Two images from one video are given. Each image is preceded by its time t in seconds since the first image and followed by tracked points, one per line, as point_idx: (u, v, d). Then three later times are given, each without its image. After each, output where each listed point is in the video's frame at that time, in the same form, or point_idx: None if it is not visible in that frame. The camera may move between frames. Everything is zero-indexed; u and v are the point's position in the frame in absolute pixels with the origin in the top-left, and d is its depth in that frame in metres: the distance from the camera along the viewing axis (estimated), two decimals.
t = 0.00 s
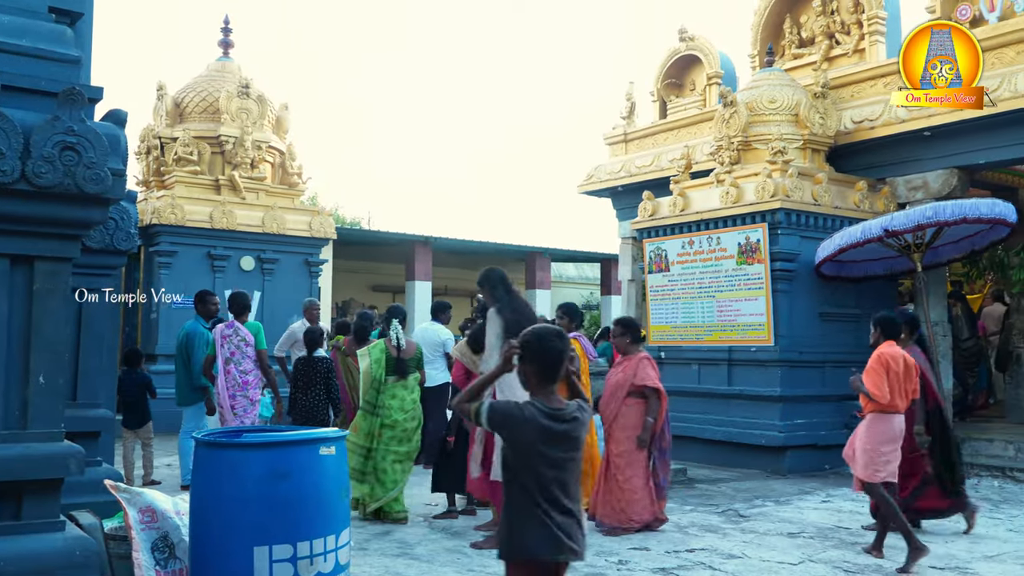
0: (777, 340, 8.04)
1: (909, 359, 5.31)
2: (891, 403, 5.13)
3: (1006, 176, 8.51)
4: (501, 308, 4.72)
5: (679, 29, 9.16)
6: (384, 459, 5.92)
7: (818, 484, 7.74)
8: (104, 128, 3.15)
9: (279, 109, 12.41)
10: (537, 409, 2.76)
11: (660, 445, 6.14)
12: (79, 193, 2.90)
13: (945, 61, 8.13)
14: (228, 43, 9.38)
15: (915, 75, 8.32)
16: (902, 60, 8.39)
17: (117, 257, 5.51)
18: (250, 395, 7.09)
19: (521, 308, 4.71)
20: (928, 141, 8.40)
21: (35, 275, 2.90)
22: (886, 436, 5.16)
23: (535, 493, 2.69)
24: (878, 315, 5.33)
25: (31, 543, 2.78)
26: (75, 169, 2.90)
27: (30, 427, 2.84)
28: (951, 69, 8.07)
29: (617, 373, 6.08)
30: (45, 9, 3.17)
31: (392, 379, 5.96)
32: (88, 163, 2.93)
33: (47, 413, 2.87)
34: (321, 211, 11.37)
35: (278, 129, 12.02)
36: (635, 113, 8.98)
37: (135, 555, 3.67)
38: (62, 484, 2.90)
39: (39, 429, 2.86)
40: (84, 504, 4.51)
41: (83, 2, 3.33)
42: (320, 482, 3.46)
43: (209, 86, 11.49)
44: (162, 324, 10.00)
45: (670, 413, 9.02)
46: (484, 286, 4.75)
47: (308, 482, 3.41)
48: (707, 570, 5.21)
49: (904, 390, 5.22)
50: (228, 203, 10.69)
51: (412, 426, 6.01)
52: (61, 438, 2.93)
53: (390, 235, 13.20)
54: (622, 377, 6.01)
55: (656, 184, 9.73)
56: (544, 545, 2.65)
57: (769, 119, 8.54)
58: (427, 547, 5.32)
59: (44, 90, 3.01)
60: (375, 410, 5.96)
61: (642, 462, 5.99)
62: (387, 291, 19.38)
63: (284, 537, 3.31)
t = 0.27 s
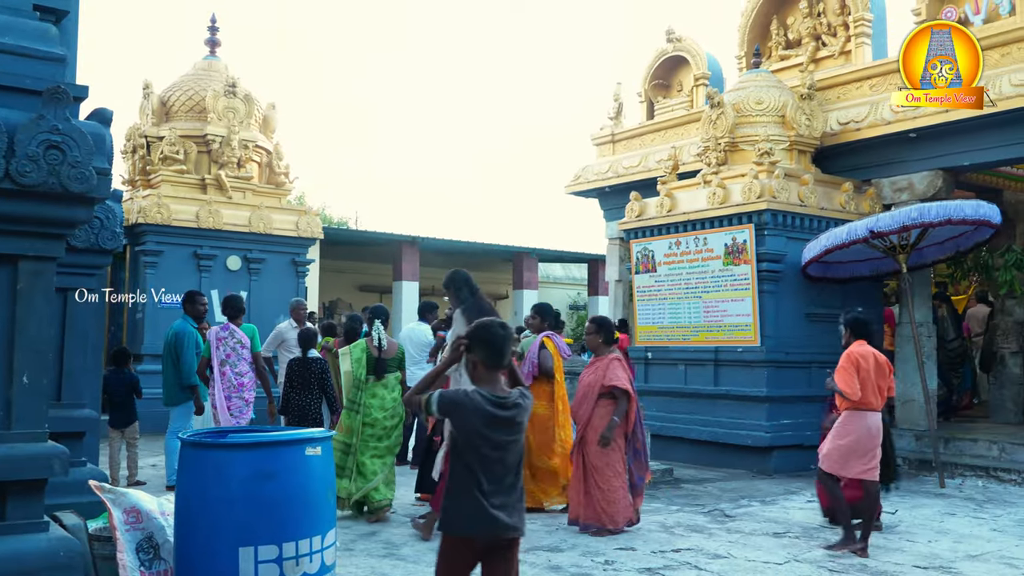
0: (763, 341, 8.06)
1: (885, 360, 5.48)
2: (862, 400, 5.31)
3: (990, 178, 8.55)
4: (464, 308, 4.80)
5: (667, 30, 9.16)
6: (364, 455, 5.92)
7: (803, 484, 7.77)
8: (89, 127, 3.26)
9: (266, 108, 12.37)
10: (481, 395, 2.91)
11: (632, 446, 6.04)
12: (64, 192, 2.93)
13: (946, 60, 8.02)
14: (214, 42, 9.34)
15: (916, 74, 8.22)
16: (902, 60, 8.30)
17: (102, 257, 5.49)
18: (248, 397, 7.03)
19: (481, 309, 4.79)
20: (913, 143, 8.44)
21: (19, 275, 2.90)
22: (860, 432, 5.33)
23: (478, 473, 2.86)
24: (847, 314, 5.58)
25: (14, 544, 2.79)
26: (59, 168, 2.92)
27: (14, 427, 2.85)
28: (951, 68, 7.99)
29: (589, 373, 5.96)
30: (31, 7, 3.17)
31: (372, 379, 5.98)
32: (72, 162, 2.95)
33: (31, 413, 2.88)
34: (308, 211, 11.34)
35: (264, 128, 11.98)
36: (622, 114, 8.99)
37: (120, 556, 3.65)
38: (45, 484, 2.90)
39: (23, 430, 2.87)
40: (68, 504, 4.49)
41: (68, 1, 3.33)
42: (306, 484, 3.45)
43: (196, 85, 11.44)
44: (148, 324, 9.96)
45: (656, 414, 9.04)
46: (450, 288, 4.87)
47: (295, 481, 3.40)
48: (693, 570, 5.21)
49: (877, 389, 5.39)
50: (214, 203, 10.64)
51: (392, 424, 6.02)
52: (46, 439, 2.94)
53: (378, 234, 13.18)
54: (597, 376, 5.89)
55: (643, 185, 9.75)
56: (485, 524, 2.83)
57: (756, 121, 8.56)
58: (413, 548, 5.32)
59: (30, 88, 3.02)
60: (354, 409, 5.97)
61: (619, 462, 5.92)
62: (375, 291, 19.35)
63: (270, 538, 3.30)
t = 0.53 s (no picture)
0: (747, 342, 8.09)
1: (849, 360, 5.51)
2: (822, 401, 5.38)
3: (972, 180, 8.62)
4: (427, 306, 5.04)
5: (652, 31, 9.18)
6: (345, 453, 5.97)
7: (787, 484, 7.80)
8: (70, 125, 3.35)
9: (250, 107, 12.33)
10: (411, 399, 3.11)
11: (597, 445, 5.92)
12: (46, 191, 2.93)
13: (945, 61, 8.02)
14: (198, 41, 9.30)
15: (916, 75, 8.19)
16: (902, 59, 8.29)
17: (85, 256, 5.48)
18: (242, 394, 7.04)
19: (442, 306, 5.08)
20: (895, 145, 8.49)
21: None
22: (825, 434, 5.39)
23: (409, 473, 3.05)
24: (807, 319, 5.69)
25: None
26: (41, 167, 2.91)
27: None
28: (950, 68, 7.96)
29: (552, 375, 5.81)
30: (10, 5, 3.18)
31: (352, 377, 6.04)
32: (54, 161, 2.95)
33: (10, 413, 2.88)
34: (293, 210, 11.30)
35: (249, 128, 11.94)
36: (607, 115, 9.00)
37: (101, 558, 3.62)
38: (25, 485, 2.90)
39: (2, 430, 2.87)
40: (49, 506, 4.45)
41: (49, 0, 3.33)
42: (290, 486, 3.44)
43: (179, 84, 11.39)
44: (131, 324, 9.91)
45: (641, 414, 9.06)
46: (414, 287, 5.10)
47: (278, 483, 3.39)
48: (677, 570, 5.22)
49: (840, 389, 5.43)
50: (198, 202, 10.59)
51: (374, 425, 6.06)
52: (26, 439, 2.94)
53: (362, 235, 13.16)
54: (560, 377, 5.76)
55: (628, 186, 9.77)
56: (417, 520, 3.03)
57: (740, 122, 8.60)
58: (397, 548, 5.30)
59: (12, 87, 2.97)
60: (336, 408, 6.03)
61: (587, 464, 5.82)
62: (360, 291, 19.31)
63: (252, 539, 3.30)
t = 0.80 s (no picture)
0: (730, 343, 8.12)
1: (811, 358, 5.68)
2: (781, 398, 5.58)
3: (953, 182, 8.68)
4: (392, 306, 5.10)
5: (636, 33, 9.20)
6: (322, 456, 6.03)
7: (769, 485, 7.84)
8: (50, 125, 3.36)
9: (234, 107, 12.28)
10: (358, 394, 3.47)
11: (555, 443, 5.89)
12: (25, 191, 2.93)
13: (945, 61, 7.96)
14: (182, 40, 9.26)
15: (916, 75, 8.15)
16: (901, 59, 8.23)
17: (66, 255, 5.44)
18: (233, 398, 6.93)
19: (405, 304, 5.13)
20: (878, 147, 8.55)
21: None
22: (789, 429, 5.57)
23: (359, 461, 3.40)
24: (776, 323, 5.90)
25: None
26: (20, 166, 2.91)
27: None
28: (950, 68, 7.90)
29: (513, 370, 5.80)
30: None
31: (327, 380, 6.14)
32: (34, 161, 2.94)
33: None
34: (277, 211, 11.27)
35: (233, 128, 11.89)
36: (592, 116, 9.01)
37: (82, 559, 3.61)
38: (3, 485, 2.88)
39: None
40: (28, 508, 4.40)
41: None
42: (272, 488, 3.42)
43: (163, 83, 11.34)
44: (113, 324, 9.85)
45: (624, 415, 9.08)
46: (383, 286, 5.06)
47: (260, 484, 3.38)
48: (659, 570, 5.23)
49: (801, 386, 5.60)
50: (181, 202, 10.54)
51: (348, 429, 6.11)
52: (5, 439, 2.92)
53: (346, 236, 13.13)
54: (519, 374, 5.75)
55: (612, 187, 9.78)
56: (367, 502, 3.40)
57: (724, 124, 8.62)
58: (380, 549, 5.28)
59: None
60: (314, 411, 6.08)
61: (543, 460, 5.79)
62: (344, 292, 19.27)
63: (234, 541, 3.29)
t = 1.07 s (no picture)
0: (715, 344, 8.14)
1: (787, 358, 5.80)
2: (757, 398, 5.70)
3: (937, 185, 8.74)
4: (366, 307, 5.18)
5: (623, 35, 9.21)
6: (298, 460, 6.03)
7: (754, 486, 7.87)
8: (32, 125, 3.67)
9: (219, 107, 12.24)
10: (312, 391, 3.67)
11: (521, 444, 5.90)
12: (8, 189, 3.28)
13: (945, 61, 7.96)
14: (167, 40, 9.22)
15: (916, 74, 8.11)
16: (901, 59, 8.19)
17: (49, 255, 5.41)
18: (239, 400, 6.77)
19: (378, 306, 5.20)
20: (862, 150, 8.60)
21: None
22: (766, 427, 5.68)
23: (313, 455, 3.61)
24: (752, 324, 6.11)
25: None
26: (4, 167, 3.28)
27: None
28: (951, 68, 7.89)
29: (484, 371, 5.78)
30: None
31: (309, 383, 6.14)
32: (16, 161, 3.33)
33: None
34: (263, 211, 11.23)
35: (218, 128, 11.85)
36: (579, 118, 9.02)
37: (65, 562, 3.60)
38: None
39: None
40: (10, 510, 4.33)
41: None
42: (255, 490, 3.42)
43: (148, 82, 11.29)
44: (96, 325, 9.79)
45: (610, 416, 9.09)
46: (358, 286, 5.11)
47: (243, 486, 3.37)
48: (644, 571, 5.23)
49: (777, 385, 5.72)
50: (166, 202, 10.49)
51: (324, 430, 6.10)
52: None
53: (332, 237, 13.10)
54: (490, 374, 5.73)
55: (599, 189, 9.79)
56: (322, 493, 3.62)
57: (710, 126, 8.65)
58: (365, 551, 5.26)
59: None
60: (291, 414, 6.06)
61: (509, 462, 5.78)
62: (330, 293, 19.22)
63: (217, 544, 3.28)
